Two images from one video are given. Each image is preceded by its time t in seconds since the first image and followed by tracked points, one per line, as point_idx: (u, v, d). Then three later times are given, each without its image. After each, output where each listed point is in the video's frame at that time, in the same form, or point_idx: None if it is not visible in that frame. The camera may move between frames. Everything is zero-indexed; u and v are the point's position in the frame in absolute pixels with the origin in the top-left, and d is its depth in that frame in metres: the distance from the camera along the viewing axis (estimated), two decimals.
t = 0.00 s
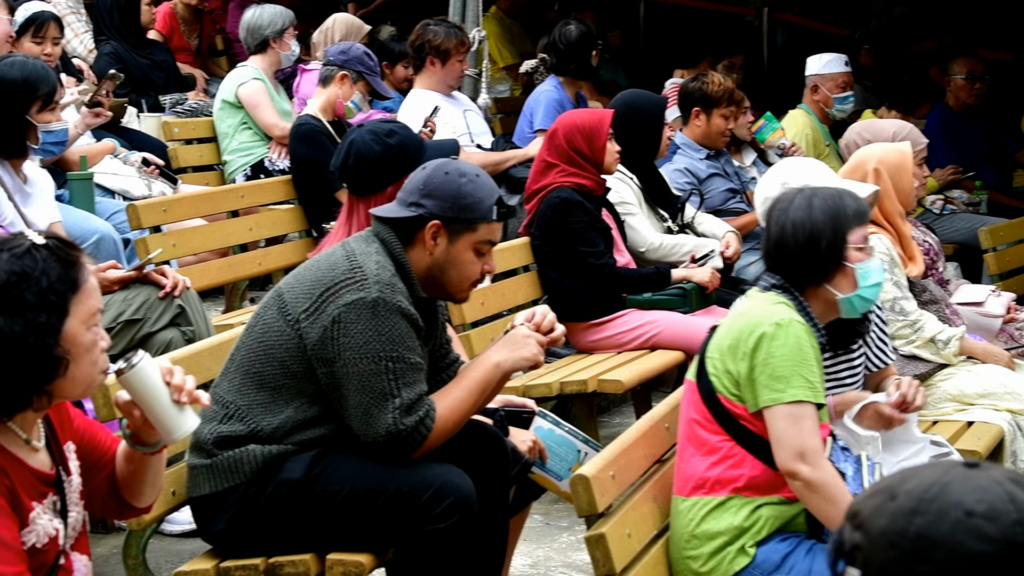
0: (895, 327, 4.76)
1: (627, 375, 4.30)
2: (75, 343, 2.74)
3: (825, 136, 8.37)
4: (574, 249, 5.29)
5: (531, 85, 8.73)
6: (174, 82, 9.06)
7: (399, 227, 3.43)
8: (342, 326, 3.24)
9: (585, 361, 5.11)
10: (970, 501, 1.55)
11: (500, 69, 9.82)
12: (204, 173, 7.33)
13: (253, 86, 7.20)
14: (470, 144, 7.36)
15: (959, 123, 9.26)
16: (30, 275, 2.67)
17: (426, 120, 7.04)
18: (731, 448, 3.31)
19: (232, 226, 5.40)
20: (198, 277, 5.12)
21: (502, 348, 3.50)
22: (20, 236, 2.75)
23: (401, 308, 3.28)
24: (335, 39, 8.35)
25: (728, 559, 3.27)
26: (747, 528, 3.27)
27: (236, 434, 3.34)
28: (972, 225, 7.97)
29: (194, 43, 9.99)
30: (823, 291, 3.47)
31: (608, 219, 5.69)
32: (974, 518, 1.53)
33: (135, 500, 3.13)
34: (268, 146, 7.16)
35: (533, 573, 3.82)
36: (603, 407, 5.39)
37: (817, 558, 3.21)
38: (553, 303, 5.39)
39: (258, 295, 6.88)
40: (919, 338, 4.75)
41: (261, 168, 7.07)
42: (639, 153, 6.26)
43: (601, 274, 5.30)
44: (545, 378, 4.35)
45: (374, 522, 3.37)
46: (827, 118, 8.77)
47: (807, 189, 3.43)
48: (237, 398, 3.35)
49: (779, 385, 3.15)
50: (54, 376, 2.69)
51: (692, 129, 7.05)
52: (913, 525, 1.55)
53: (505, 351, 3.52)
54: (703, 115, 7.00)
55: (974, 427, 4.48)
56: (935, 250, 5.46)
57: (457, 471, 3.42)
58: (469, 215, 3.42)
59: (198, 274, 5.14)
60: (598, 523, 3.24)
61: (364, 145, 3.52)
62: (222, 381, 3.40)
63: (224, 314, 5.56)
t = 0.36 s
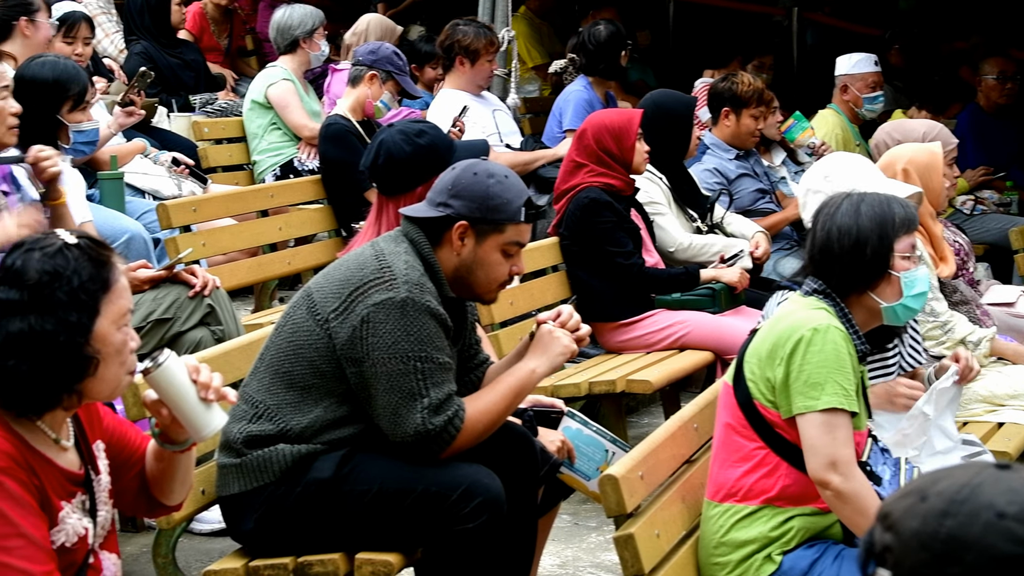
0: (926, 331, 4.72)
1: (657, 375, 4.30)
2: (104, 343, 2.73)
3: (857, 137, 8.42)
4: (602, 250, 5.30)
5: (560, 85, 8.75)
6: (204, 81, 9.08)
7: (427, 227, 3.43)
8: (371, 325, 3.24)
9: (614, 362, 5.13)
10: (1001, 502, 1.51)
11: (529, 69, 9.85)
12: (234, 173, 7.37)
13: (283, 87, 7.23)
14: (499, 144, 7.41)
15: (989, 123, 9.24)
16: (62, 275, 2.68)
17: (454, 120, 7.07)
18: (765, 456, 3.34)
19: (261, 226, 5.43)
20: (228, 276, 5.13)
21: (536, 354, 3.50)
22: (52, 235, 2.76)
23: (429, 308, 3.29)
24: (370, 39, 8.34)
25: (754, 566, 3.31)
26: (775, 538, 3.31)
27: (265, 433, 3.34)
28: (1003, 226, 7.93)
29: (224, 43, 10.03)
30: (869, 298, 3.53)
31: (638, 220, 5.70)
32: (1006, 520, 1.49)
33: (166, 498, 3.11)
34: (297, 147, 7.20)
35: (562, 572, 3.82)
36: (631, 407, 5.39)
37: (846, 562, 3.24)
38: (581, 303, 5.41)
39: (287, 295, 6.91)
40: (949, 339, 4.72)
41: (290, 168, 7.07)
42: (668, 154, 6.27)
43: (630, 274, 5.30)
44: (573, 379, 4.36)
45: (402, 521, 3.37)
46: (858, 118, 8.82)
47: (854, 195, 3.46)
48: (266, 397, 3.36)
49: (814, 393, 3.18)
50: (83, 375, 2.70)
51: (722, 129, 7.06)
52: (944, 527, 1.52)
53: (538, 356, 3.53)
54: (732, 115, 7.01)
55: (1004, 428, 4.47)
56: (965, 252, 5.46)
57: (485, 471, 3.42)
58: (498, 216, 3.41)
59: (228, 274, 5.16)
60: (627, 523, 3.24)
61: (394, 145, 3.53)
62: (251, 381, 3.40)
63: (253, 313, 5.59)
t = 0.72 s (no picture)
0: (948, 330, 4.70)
1: (676, 375, 4.32)
2: (124, 342, 2.72)
3: (878, 137, 8.49)
4: (622, 250, 5.30)
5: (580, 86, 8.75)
6: (225, 82, 9.10)
7: (446, 227, 3.43)
8: (392, 325, 3.25)
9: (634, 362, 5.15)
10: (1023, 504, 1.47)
11: (548, 70, 9.89)
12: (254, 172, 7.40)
13: (302, 87, 7.25)
14: (518, 143, 7.46)
15: (1010, 123, 9.24)
16: (82, 274, 2.67)
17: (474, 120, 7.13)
18: (786, 455, 3.34)
19: (282, 225, 5.45)
20: (248, 276, 5.15)
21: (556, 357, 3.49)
22: (73, 234, 2.75)
23: (450, 308, 3.29)
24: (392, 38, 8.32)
25: (774, 566, 3.31)
26: (795, 537, 3.31)
27: (286, 433, 3.35)
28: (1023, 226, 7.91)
29: (244, 42, 10.03)
30: (888, 298, 3.52)
31: (657, 219, 5.70)
32: None
33: (185, 496, 3.08)
34: (317, 147, 7.21)
35: (581, 572, 3.82)
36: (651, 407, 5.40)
37: (866, 563, 3.24)
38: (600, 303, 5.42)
39: (306, 294, 6.93)
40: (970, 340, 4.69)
41: (311, 168, 7.13)
42: (688, 153, 6.28)
43: (649, 274, 5.30)
44: (594, 379, 4.37)
45: (422, 520, 3.37)
46: (878, 119, 8.85)
47: (873, 195, 3.46)
48: (286, 397, 3.36)
49: (835, 392, 3.17)
50: (103, 375, 2.69)
51: (742, 129, 7.09)
52: (964, 528, 1.49)
53: (558, 360, 3.53)
54: (752, 116, 7.03)
55: None
56: (985, 252, 5.51)
57: (506, 470, 3.42)
58: (517, 217, 3.40)
59: (248, 274, 5.17)
60: (646, 523, 3.24)
61: (415, 144, 3.54)
62: (271, 380, 3.41)
63: (273, 312, 5.60)
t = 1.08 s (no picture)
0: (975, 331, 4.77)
1: (702, 375, 4.35)
2: (150, 342, 2.69)
3: (904, 137, 8.56)
4: (648, 250, 5.30)
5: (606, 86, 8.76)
6: (252, 81, 9.14)
7: (472, 226, 3.44)
8: (417, 325, 3.25)
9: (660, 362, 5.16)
10: None
11: (576, 69, 9.92)
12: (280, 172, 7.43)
13: (330, 87, 7.31)
14: (544, 143, 7.50)
15: None
16: (109, 273, 2.63)
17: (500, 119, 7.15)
18: (813, 454, 3.33)
19: (309, 225, 5.49)
20: (274, 275, 5.15)
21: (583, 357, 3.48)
22: (100, 234, 2.71)
23: (475, 308, 3.29)
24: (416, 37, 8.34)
25: (801, 564, 3.31)
26: (822, 536, 3.31)
27: (311, 432, 3.35)
28: None
29: (271, 42, 10.08)
30: (915, 296, 3.50)
31: (683, 219, 5.69)
32: None
33: (213, 494, 3.06)
34: (344, 146, 7.27)
35: (607, 572, 3.83)
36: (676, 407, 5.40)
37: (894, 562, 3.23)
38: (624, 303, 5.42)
39: (331, 294, 6.95)
40: (997, 341, 4.77)
41: (337, 168, 7.17)
42: (714, 152, 6.27)
43: (674, 274, 5.30)
44: (619, 379, 4.39)
45: (447, 520, 3.37)
46: (906, 119, 8.88)
47: (900, 194, 3.45)
48: (312, 396, 3.37)
49: (865, 387, 3.18)
50: (131, 374, 2.65)
51: (769, 129, 7.12)
52: (993, 529, 1.47)
53: (584, 360, 3.52)
54: (779, 115, 7.07)
55: None
56: (1013, 253, 5.51)
57: (531, 470, 3.41)
58: (542, 217, 3.40)
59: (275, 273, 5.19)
60: (673, 523, 3.24)
61: (441, 144, 3.56)
62: (298, 380, 3.42)
63: (299, 311, 5.63)
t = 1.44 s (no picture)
0: (1007, 333, 4.75)
1: (732, 375, 4.35)
2: (179, 342, 2.66)
3: (934, 137, 8.57)
4: (677, 249, 5.31)
5: (635, 85, 8.77)
6: (281, 81, 9.16)
7: (500, 226, 3.44)
8: (446, 325, 3.25)
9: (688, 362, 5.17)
10: None
11: (604, 69, 9.95)
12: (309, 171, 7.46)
13: (358, 87, 7.32)
14: (573, 143, 7.51)
15: None
16: (137, 274, 2.60)
17: (528, 116, 7.17)
18: (843, 452, 3.33)
19: (338, 225, 5.52)
20: (302, 275, 5.16)
21: (613, 358, 3.48)
22: (129, 234, 2.69)
23: (504, 308, 3.29)
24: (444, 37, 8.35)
25: (831, 564, 3.30)
26: (852, 535, 3.30)
27: (341, 432, 3.36)
28: None
29: (299, 42, 10.13)
30: (945, 295, 3.50)
31: (712, 219, 5.69)
32: None
33: (242, 489, 3.03)
34: (373, 146, 7.28)
35: (636, 572, 3.83)
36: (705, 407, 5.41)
37: (924, 562, 3.22)
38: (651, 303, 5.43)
39: (359, 293, 6.98)
40: None
41: (366, 167, 7.17)
42: (743, 151, 6.27)
43: (704, 274, 5.31)
44: (647, 379, 4.42)
45: (476, 520, 3.37)
46: (935, 118, 8.90)
47: (930, 194, 3.45)
48: (341, 395, 3.38)
49: (896, 386, 3.17)
50: (159, 375, 2.62)
51: (798, 129, 7.13)
52: None
53: (613, 361, 3.52)
54: (808, 115, 7.07)
55: None
56: None
57: (560, 470, 3.41)
58: (569, 218, 3.40)
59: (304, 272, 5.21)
60: (701, 523, 3.23)
61: (470, 144, 3.58)
62: (327, 379, 3.42)
63: (328, 311, 5.64)
